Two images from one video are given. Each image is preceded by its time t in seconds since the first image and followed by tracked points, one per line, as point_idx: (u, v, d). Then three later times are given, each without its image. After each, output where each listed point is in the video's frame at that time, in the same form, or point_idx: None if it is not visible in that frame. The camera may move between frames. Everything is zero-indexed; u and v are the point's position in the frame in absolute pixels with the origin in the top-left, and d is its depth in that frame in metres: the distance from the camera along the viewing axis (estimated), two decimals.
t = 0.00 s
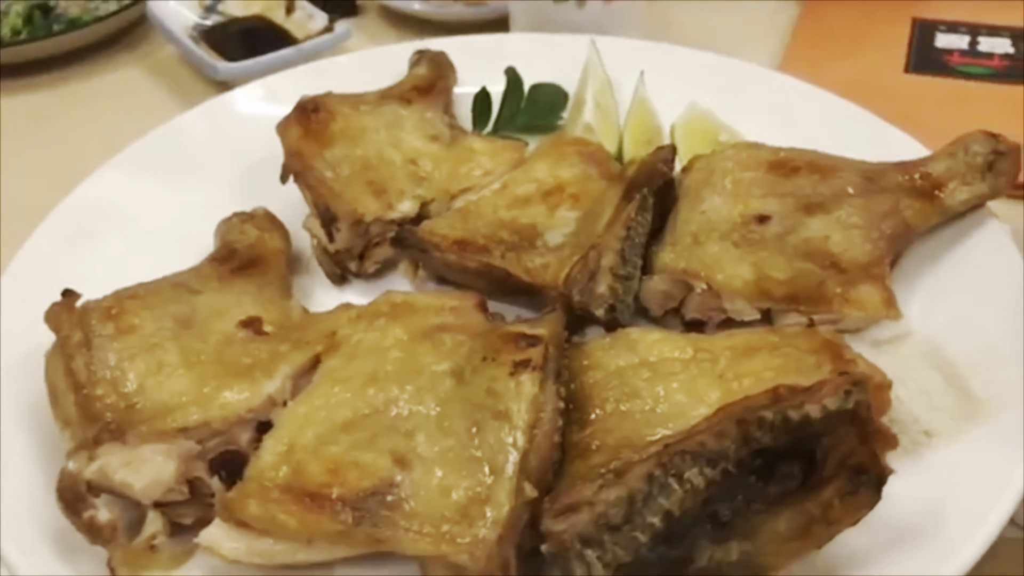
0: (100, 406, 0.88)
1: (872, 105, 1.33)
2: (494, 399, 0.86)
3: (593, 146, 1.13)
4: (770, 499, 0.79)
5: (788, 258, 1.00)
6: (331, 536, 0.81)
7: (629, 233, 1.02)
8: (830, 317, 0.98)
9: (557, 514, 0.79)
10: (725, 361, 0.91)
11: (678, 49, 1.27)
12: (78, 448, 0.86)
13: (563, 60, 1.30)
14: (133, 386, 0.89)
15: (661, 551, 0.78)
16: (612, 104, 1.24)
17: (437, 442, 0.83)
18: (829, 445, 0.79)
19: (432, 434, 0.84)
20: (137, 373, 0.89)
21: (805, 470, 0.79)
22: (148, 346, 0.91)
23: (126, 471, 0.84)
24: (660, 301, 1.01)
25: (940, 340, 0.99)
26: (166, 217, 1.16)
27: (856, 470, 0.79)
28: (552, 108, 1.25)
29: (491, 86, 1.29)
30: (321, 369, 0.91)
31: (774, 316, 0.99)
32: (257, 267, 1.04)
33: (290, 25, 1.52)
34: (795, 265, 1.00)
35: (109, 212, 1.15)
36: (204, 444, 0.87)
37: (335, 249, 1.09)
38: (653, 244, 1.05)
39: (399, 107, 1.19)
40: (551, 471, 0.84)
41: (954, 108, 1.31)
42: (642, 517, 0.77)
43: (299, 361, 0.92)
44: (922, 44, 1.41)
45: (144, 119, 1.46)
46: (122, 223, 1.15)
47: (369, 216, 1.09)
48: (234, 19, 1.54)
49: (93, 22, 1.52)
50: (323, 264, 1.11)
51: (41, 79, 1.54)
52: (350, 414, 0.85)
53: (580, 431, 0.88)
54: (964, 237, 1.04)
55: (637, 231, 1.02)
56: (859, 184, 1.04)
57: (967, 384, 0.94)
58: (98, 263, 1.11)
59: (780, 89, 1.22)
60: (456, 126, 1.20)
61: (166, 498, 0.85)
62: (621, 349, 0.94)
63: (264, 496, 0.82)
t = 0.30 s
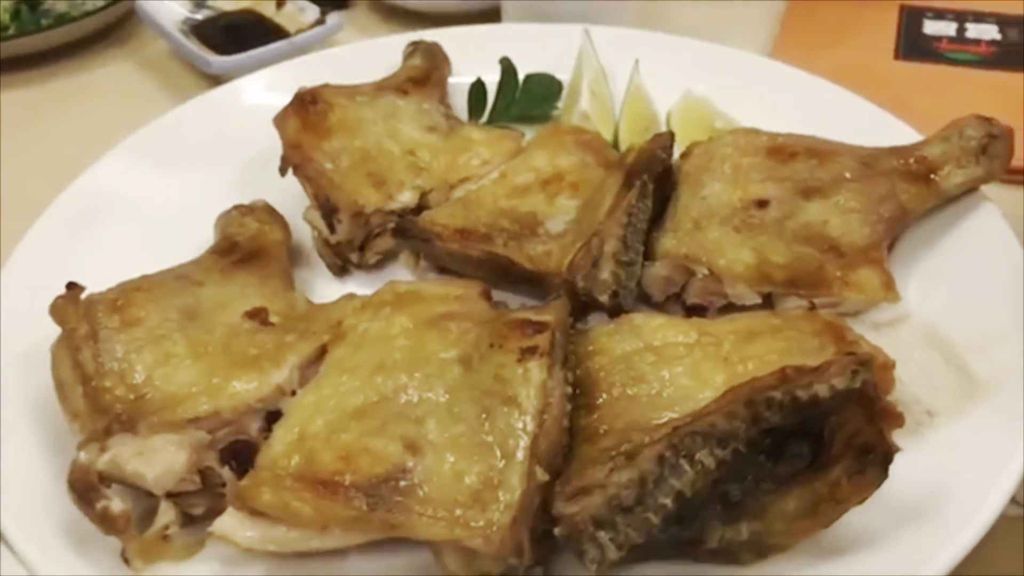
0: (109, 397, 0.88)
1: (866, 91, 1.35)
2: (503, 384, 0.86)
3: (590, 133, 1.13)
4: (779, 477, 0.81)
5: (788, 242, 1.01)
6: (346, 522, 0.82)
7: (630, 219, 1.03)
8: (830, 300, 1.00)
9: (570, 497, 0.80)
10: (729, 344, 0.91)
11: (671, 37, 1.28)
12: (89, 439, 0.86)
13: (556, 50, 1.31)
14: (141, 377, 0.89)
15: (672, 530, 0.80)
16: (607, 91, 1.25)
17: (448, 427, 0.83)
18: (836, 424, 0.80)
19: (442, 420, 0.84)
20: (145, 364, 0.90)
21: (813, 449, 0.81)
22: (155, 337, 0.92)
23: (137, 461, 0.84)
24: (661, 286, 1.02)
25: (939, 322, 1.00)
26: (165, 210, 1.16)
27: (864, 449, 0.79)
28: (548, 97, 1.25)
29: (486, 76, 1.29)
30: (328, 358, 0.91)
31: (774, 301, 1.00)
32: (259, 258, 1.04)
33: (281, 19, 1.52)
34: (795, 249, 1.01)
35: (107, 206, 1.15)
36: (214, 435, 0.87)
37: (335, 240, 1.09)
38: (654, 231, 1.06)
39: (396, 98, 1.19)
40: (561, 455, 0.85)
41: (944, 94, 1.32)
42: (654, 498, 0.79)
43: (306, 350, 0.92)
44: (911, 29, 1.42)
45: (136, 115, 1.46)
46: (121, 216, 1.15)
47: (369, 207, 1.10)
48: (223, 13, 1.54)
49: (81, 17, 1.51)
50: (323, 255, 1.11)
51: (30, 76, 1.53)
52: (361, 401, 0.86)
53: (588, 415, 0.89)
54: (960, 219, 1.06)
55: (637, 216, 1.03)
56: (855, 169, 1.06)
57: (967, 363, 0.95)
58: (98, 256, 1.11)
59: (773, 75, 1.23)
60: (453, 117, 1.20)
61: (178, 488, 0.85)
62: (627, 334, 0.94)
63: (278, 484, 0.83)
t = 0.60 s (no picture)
0: (116, 395, 0.89)
1: (859, 85, 1.36)
2: (510, 378, 0.86)
3: (587, 128, 1.14)
4: (786, 467, 0.81)
5: (787, 235, 1.02)
6: (357, 517, 0.82)
7: (630, 213, 1.04)
8: (829, 291, 1.00)
9: (581, 489, 0.82)
10: (731, 336, 0.91)
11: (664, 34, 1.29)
12: (97, 438, 0.86)
13: (550, 46, 1.31)
14: (148, 376, 0.89)
15: (682, 520, 0.81)
16: (602, 86, 1.25)
17: (457, 421, 0.84)
18: (842, 413, 0.81)
19: (450, 414, 0.84)
20: (151, 362, 0.90)
21: (820, 439, 0.81)
22: (160, 335, 0.92)
23: (147, 458, 0.85)
24: (664, 279, 1.02)
25: (936, 311, 1.01)
26: (162, 210, 1.16)
27: (869, 439, 0.80)
28: (542, 94, 1.26)
29: (480, 73, 1.30)
30: (333, 354, 0.91)
31: (773, 292, 1.01)
32: (260, 256, 1.04)
33: (272, 18, 1.52)
34: (794, 241, 1.02)
35: (105, 206, 1.15)
36: (223, 433, 0.88)
37: (335, 238, 1.10)
38: (654, 226, 1.07)
39: (392, 95, 1.19)
40: (569, 447, 0.85)
41: (934, 87, 1.34)
42: (664, 488, 0.80)
43: (311, 347, 0.92)
44: (899, 23, 1.43)
45: (127, 115, 1.45)
46: (118, 217, 1.15)
47: (370, 204, 1.10)
48: (214, 12, 1.54)
49: (70, 17, 1.51)
50: (324, 253, 1.11)
51: (19, 76, 1.53)
52: (368, 396, 0.86)
53: (595, 408, 0.89)
54: (955, 211, 1.07)
55: (637, 211, 1.05)
56: (851, 161, 1.07)
57: (965, 352, 0.97)
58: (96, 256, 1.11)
59: (766, 70, 1.24)
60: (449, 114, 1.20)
61: (188, 485, 0.86)
62: (632, 327, 0.95)
63: (288, 481, 0.83)
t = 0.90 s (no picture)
0: (122, 391, 0.89)
1: (852, 80, 1.37)
2: (516, 371, 0.86)
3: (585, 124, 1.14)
4: (792, 457, 0.82)
5: (785, 228, 1.03)
6: (366, 511, 0.83)
7: (630, 207, 1.05)
8: (828, 284, 1.01)
9: (588, 480, 0.82)
10: (733, 329, 0.91)
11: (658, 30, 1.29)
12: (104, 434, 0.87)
13: (546, 42, 1.32)
14: (153, 371, 0.89)
15: (688, 510, 0.82)
16: (598, 82, 1.26)
17: (465, 415, 0.84)
18: (846, 403, 0.82)
19: (457, 408, 0.85)
20: (156, 358, 0.90)
21: (826, 428, 0.82)
22: (164, 331, 0.92)
23: (156, 454, 0.86)
24: (665, 273, 1.03)
25: (934, 302, 1.02)
26: (160, 208, 1.16)
27: (869, 430, 0.82)
28: (538, 89, 1.26)
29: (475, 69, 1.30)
30: (338, 349, 0.91)
31: (773, 286, 1.02)
32: (260, 252, 1.04)
33: (265, 15, 1.52)
34: (793, 235, 1.03)
35: (102, 205, 1.15)
36: (230, 429, 0.88)
37: (336, 234, 1.10)
38: (654, 220, 1.08)
39: (390, 92, 1.19)
40: (574, 439, 0.86)
41: (926, 82, 1.35)
42: (672, 479, 0.81)
43: (316, 342, 0.92)
44: (890, 19, 1.45)
45: (121, 113, 1.45)
46: (115, 216, 1.15)
47: (370, 200, 1.10)
48: (206, 9, 1.54)
49: (62, 15, 1.51)
50: (325, 249, 1.12)
51: (11, 75, 1.52)
52: (375, 391, 0.86)
53: (599, 400, 0.90)
54: (950, 203, 1.08)
55: (638, 204, 1.05)
56: (848, 155, 1.07)
57: (963, 342, 0.98)
58: (95, 255, 1.11)
59: (761, 65, 1.24)
60: (446, 110, 1.21)
61: (196, 480, 0.87)
62: (636, 320, 0.95)
63: (297, 476, 0.84)
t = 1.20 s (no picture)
0: (127, 387, 0.89)
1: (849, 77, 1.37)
2: (522, 365, 0.86)
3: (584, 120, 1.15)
4: (797, 449, 0.83)
5: (786, 223, 1.04)
6: (374, 506, 0.83)
7: (632, 203, 1.05)
8: (830, 278, 1.02)
9: (596, 474, 0.83)
10: (736, 323, 0.91)
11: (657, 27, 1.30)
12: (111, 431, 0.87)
13: (545, 40, 1.32)
14: (159, 368, 0.89)
15: (695, 503, 0.82)
16: (597, 79, 1.27)
17: (472, 410, 0.85)
18: (850, 396, 0.83)
19: (463, 402, 0.85)
20: (161, 355, 0.90)
21: (831, 420, 0.83)
22: (169, 328, 0.92)
23: (163, 450, 0.86)
24: (667, 268, 1.04)
25: (933, 296, 1.03)
26: (160, 206, 1.16)
27: (874, 421, 0.82)
28: (537, 86, 1.26)
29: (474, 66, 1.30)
30: (343, 345, 0.91)
31: (774, 280, 1.03)
32: (263, 248, 1.04)
33: (261, 12, 1.52)
34: (793, 230, 1.03)
35: (102, 203, 1.15)
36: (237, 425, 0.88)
37: (338, 230, 1.11)
38: (655, 215, 1.09)
39: (389, 89, 1.19)
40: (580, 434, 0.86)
41: (923, 79, 1.36)
42: (679, 473, 0.81)
43: (320, 338, 0.92)
44: (886, 17, 1.45)
45: (117, 111, 1.45)
46: (115, 213, 1.15)
47: (371, 197, 1.10)
48: (203, 6, 1.54)
49: (58, 12, 1.50)
50: (326, 246, 1.12)
51: (6, 73, 1.52)
52: (381, 386, 0.86)
53: (604, 395, 0.90)
54: (949, 198, 1.09)
55: (640, 199, 1.05)
56: (847, 151, 1.08)
57: (962, 335, 0.99)
58: (95, 252, 1.11)
59: (759, 62, 1.25)
60: (445, 106, 1.21)
61: (204, 475, 0.87)
62: (639, 315, 0.94)
63: (306, 472, 0.84)
